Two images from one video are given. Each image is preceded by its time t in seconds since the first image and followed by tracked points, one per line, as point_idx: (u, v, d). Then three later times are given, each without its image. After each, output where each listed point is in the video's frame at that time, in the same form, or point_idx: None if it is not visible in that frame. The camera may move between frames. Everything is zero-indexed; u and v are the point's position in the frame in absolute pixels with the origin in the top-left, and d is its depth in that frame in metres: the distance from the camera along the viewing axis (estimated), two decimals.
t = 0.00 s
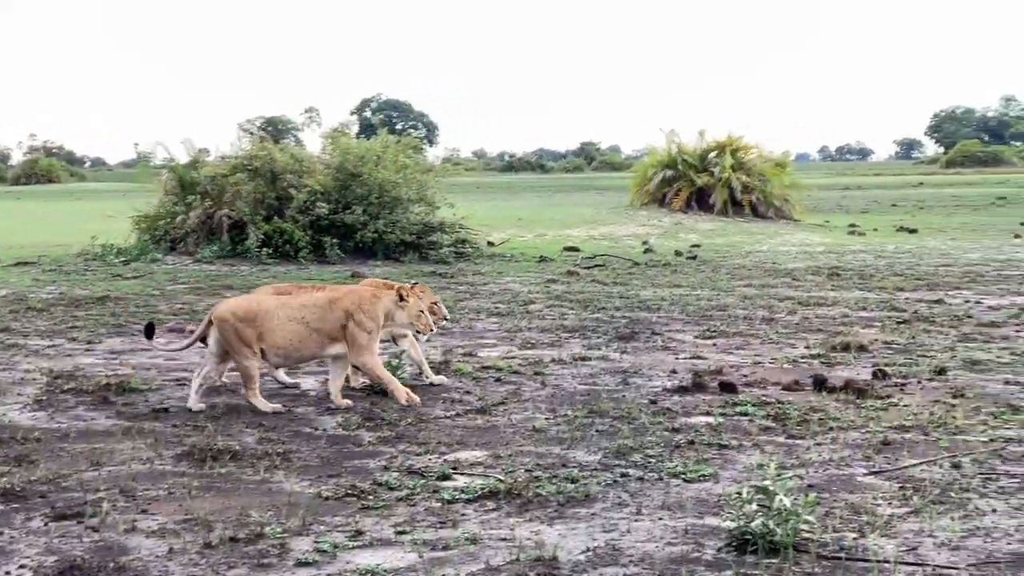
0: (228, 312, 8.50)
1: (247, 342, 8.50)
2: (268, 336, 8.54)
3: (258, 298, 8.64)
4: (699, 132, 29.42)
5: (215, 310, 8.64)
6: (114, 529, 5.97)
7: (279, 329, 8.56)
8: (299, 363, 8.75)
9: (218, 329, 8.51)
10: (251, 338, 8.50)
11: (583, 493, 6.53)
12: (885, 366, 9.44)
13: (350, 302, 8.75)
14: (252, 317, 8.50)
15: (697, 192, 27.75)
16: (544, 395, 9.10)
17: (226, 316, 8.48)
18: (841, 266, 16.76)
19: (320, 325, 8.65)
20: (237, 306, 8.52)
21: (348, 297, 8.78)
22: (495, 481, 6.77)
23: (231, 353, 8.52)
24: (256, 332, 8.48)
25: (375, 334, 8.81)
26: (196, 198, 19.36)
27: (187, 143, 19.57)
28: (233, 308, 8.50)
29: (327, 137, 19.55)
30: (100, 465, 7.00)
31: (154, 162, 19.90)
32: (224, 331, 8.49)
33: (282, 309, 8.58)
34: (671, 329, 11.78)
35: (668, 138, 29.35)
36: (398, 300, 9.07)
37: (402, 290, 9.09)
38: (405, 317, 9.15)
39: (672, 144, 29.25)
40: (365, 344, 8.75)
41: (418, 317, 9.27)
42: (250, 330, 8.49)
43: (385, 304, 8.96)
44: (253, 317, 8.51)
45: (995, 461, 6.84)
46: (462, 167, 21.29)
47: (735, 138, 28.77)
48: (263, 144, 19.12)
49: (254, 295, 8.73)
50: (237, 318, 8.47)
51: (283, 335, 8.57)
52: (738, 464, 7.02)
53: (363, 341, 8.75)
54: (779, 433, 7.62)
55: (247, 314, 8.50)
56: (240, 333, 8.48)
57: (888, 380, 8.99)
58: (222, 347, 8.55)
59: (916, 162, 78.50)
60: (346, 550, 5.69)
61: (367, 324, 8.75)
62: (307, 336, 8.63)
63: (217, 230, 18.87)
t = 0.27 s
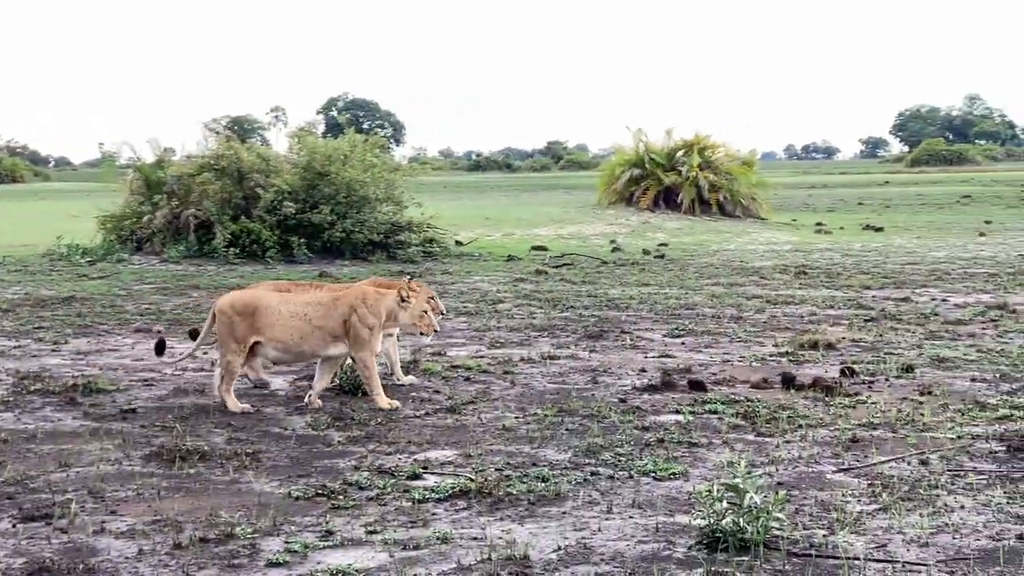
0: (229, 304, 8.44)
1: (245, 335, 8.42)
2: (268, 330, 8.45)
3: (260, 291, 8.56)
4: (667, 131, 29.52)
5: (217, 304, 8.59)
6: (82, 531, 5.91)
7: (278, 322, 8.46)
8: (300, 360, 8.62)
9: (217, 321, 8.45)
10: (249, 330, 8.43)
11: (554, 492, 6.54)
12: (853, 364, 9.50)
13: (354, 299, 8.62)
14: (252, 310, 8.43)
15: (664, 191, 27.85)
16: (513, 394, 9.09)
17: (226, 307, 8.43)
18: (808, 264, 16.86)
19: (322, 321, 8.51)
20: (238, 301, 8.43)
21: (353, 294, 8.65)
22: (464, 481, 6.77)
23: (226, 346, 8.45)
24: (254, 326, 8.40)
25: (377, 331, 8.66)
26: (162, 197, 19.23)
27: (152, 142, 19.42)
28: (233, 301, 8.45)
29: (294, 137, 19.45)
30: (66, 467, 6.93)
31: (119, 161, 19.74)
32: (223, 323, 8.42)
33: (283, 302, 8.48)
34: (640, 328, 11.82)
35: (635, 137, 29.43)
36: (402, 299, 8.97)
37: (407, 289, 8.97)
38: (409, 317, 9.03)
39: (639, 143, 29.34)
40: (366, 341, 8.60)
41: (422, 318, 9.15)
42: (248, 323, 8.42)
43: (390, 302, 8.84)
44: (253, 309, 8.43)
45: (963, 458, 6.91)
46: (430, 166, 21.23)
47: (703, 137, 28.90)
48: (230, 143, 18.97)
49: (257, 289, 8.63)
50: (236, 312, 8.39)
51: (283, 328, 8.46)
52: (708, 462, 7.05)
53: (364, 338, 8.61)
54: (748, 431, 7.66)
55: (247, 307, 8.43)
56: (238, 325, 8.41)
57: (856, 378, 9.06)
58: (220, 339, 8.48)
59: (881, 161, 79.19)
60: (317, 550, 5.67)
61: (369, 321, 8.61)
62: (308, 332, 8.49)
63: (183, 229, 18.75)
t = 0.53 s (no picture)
0: (240, 303, 8.47)
1: (256, 332, 8.44)
2: (279, 327, 8.46)
3: (269, 290, 8.59)
4: (641, 127, 29.59)
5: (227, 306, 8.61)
6: (61, 528, 5.86)
7: (289, 318, 8.47)
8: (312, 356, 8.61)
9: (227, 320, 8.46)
10: (260, 328, 8.45)
11: (534, 488, 6.54)
12: (829, 360, 9.56)
13: (363, 291, 8.64)
14: (262, 308, 8.46)
15: (638, 187, 27.90)
16: (491, 390, 9.09)
17: (236, 307, 8.45)
18: (782, 261, 16.95)
19: (333, 314, 8.54)
20: (249, 299, 8.48)
21: (362, 287, 8.66)
22: (444, 477, 6.76)
23: (238, 342, 8.45)
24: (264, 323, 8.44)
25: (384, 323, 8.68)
26: (136, 193, 19.09)
27: (124, 137, 19.27)
28: (242, 301, 8.48)
29: (268, 133, 19.36)
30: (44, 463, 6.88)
31: (91, 157, 19.58)
32: (234, 323, 8.44)
33: (294, 298, 8.51)
34: (617, 324, 11.84)
35: (610, 133, 29.47)
36: (418, 292, 8.84)
37: (422, 283, 8.89)
38: (424, 311, 8.89)
39: (614, 139, 29.39)
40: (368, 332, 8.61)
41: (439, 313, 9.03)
42: (257, 321, 8.44)
43: (401, 295, 8.79)
44: (263, 307, 8.46)
45: (939, 452, 6.96)
46: (404, 163, 21.17)
47: (677, 133, 28.99)
48: (204, 139, 18.81)
49: (269, 286, 8.67)
50: (247, 309, 8.43)
51: (293, 324, 8.47)
52: (687, 457, 7.07)
53: (372, 329, 8.63)
54: (726, 427, 7.69)
55: (257, 305, 8.46)
56: (248, 323, 8.43)
57: (832, 374, 9.11)
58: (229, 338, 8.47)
59: (852, 157, 79.69)
60: (297, 546, 5.64)
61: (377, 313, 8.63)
62: (318, 326, 8.51)
63: (157, 225, 18.62)
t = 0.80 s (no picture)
0: (265, 293, 8.48)
1: (280, 326, 8.50)
2: (301, 322, 8.54)
3: (294, 282, 8.59)
4: (618, 123, 29.64)
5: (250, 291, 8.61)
6: (40, 524, 5.82)
7: (312, 315, 8.54)
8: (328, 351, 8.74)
9: (251, 310, 8.49)
10: (284, 322, 8.50)
11: (515, 483, 6.54)
12: (806, 355, 9.62)
13: (385, 292, 8.68)
14: (287, 302, 8.49)
15: (615, 182, 27.94)
16: (470, 385, 9.09)
17: (261, 298, 8.46)
18: (758, 256, 17.02)
19: (354, 315, 8.59)
20: (276, 290, 8.49)
21: (385, 288, 8.70)
22: (424, 472, 6.74)
23: (264, 334, 8.50)
24: (286, 318, 8.50)
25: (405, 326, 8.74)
26: (111, 187, 18.96)
27: (99, 131, 19.12)
28: (267, 292, 8.48)
29: (243, 128, 19.25)
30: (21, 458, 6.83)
31: (65, 151, 19.42)
32: (258, 314, 8.47)
33: (318, 295, 8.54)
34: (595, 319, 11.86)
35: (587, 129, 29.49)
36: (438, 295, 8.90)
37: (442, 285, 8.96)
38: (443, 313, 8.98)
39: (590, 135, 29.43)
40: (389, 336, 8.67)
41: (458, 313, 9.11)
42: (282, 315, 8.48)
43: (422, 298, 8.85)
44: (288, 302, 8.49)
45: (917, 447, 7.01)
46: (381, 158, 21.12)
47: (653, 129, 29.06)
48: (179, 133, 18.71)
49: (293, 275, 8.68)
50: (272, 302, 8.45)
51: (316, 321, 8.54)
52: (666, 452, 7.09)
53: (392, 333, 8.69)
54: (705, 422, 7.72)
55: (282, 299, 8.49)
56: (272, 317, 8.46)
57: (809, 369, 9.16)
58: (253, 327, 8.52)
59: (825, 154, 80.10)
60: (278, 541, 5.63)
61: (399, 316, 8.70)
62: (339, 325, 8.59)
63: (132, 220, 18.50)
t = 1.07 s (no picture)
0: (280, 292, 8.39)
1: (299, 324, 8.43)
2: (318, 319, 8.50)
3: (306, 278, 8.54)
4: (591, 119, 29.67)
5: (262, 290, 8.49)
6: (14, 521, 5.77)
7: (329, 311, 8.52)
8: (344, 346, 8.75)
9: (268, 309, 8.39)
10: (303, 320, 8.43)
11: (491, 479, 6.54)
12: (780, 352, 9.66)
13: (400, 285, 8.77)
14: (303, 299, 8.43)
15: (588, 179, 27.95)
16: (444, 381, 9.09)
17: (277, 296, 8.37)
18: (732, 253, 17.09)
19: (371, 308, 8.64)
20: (291, 289, 8.41)
21: (400, 280, 8.79)
22: (399, 468, 6.73)
23: (291, 333, 8.46)
24: (303, 316, 8.41)
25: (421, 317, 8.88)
26: (83, 183, 18.77)
27: (71, 126, 18.98)
28: (283, 290, 8.39)
29: (216, 123, 19.15)
30: None
31: (36, 146, 19.26)
32: (276, 313, 8.38)
33: (333, 290, 8.52)
34: (569, 316, 11.87)
35: (561, 126, 29.50)
36: (449, 284, 9.06)
37: (452, 275, 9.13)
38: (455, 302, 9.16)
39: (564, 131, 29.44)
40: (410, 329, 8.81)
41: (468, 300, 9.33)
42: (301, 312, 8.41)
43: (435, 288, 9.01)
44: (305, 299, 8.42)
45: (891, 443, 7.07)
46: (355, 154, 21.06)
47: (627, 126, 29.11)
48: (152, 129, 18.62)
49: (303, 272, 8.61)
50: (289, 301, 8.37)
51: (333, 317, 8.53)
52: (642, 448, 7.11)
53: (408, 325, 8.78)
54: (681, 418, 7.74)
55: (298, 296, 8.42)
56: (292, 314, 8.39)
57: (783, 366, 9.20)
58: (277, 327, 8.45)
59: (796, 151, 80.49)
60: (254, 538, 5.60)
61: (414, 308, 8.79)
62: (355, 319, 8.62)
63: (104, 215, 18.37)
